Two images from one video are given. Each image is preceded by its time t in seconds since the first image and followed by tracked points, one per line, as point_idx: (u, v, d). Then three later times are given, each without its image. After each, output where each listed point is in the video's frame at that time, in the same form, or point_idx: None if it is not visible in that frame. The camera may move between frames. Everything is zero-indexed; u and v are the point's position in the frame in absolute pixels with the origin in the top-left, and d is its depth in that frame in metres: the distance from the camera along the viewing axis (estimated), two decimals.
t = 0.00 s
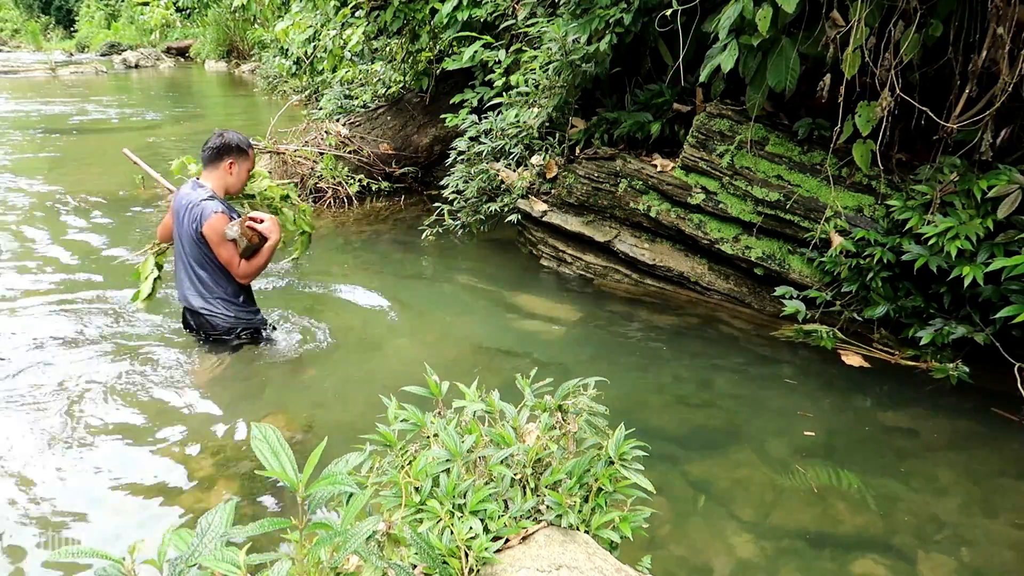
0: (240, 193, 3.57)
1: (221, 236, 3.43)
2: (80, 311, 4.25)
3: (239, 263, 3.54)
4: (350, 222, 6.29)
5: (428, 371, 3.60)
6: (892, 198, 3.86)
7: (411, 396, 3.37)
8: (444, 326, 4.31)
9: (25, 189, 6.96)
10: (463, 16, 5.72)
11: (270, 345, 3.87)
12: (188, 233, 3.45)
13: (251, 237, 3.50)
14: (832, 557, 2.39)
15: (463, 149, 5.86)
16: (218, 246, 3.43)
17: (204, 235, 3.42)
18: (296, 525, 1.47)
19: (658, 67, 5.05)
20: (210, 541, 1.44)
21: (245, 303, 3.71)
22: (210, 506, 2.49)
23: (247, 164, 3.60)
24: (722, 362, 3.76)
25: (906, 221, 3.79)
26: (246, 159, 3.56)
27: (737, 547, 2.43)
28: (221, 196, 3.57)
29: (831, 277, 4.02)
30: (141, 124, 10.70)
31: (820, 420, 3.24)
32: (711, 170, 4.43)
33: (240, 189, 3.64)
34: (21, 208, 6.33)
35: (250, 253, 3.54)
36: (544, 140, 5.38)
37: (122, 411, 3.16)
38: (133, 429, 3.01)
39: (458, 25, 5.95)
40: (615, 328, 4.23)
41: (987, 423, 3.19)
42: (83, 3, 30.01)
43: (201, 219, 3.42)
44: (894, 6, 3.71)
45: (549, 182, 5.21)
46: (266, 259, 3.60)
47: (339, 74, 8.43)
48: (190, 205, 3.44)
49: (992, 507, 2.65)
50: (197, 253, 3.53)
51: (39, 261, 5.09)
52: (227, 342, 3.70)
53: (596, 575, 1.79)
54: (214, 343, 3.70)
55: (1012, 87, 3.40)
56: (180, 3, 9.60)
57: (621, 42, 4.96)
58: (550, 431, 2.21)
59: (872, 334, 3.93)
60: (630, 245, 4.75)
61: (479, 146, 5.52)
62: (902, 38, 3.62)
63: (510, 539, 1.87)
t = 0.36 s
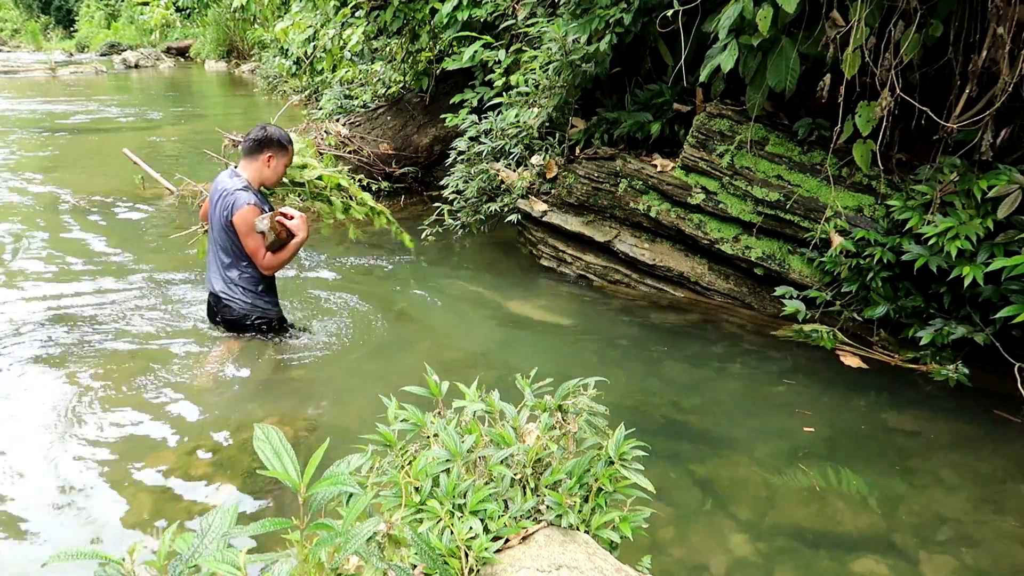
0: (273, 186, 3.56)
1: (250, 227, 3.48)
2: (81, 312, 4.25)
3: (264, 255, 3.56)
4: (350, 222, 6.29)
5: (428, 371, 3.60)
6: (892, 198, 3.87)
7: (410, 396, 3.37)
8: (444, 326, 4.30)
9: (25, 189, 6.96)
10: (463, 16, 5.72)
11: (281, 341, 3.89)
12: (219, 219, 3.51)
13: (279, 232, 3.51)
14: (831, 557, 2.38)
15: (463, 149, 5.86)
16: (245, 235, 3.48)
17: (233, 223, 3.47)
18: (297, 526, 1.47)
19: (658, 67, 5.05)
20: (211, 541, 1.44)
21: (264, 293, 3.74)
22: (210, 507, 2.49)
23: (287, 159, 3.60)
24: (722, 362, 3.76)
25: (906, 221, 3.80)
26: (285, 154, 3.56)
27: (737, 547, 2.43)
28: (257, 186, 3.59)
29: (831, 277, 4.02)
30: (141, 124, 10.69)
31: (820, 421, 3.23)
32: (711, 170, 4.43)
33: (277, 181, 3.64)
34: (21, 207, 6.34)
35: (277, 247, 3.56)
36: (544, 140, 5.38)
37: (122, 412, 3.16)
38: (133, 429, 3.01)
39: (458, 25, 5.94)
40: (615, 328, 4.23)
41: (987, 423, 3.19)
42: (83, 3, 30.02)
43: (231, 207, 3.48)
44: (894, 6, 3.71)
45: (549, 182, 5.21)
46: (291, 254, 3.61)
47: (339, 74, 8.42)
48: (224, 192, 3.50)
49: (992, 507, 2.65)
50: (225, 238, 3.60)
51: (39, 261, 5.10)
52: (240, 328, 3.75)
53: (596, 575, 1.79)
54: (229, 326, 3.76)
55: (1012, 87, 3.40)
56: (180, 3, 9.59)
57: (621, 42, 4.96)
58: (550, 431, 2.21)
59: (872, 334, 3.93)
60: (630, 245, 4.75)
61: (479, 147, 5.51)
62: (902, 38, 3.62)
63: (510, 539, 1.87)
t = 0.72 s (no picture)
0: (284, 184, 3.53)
1: (259, 223, 3.46)
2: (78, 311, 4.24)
3: (272, 252, 3.55)
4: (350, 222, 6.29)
5: (428, 371, 3.60)
6: (892, 198, 3.87)
7: (411, 397, 3.37)
8: (445, 326, 4.30)
9: (25, 189, 6.96)
10: (463, 16, 5.72)
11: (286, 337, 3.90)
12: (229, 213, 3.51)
13: (287, 229, 3.53)
14: (831, 557, 2.39)
15: (463, 149, 5.85)
16: (253, 231, 3.47)
17: (241, 219, 3.46)
18: (296, 526, 1.47)
19: (658, 67, 5.05)
20: (210, 541, 1.44)
21: (270, 289, 3.74)
22: (210, 507, 2.49)
23: (299, 156, 3.56)
24: (721, 362, 3.77)
25: (906, 221, 3.80)
26: (298, 152, 3.52)
27: (737, 547, 2.43)
28: (269, 182, 3.56)
29: (831, 277, 4.02)
30: (141, 124, 10.69)
31: (820, 421, 3.24)
32: (711, 170, 4.44)
33: (289, 178, 3.62)
34: (21, 207, 6.34)
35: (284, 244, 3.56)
36: (544, 140, 5.38)
37: (122, 412, 3.15)
38: (134, 429, 3.01)
39: (458, 25, 5.94)
40: (615, 328, 4.23)
41: (986, 423, 3.19)
42: (83, 3, 30.04)
43: (241, 203, 3.47)
44: (894, 6, 3.70)
45: (549, 182, 5.21)
46: (299, 252, 3.60)
47: (338, 74, 8.42)
48: (234, 187, 3.49)
49: (992, 507, 2.65)
50: (234, 232, 3.61)
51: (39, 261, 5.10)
52: (245, 321, 3.80)
53: (596, 575, 1.79)
54: (234, 317, 3.81)
55: (1011, 87, 3.40)
56: (181, 4, 9.60)
57: (621, 42, 4.96)
58: (550, 431, 2.21)
59: (871, 334, 3.93)
60: (630, 245, 4.75)
61: (479, 147, 5.52)
62: (902, 38, 3.62)
63: (510, 539, 1.87)
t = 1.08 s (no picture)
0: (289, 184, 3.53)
1: (262, 223, 3.46)
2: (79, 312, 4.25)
3: (275, 251, 3.53)
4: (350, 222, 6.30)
5: (427, 371, 3.59)
6: (892, 198, 3.87)
7: (411, 397, 3.37)
8: (445, 326, 4.30)
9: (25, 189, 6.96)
10: (463, 16, 5.72)
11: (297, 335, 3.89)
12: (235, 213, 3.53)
13: (289, 229, 3.45)
14: (831, 557, 2.39)
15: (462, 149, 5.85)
16: (256, 231, 3.48)
17: (245, 218, 3.47)
18: (296, 526, 1.47)
19: (658, 67, 5.05)
20: (211, 541, 1.43)
21: (278, 288, 3.75)
22: (210, 507, 2.49)
23: (305, 156, 3.54)
24: (721, 362, 3.77)
25: (906, 221, 3.80)
26: (303, 153, 3.51)
27: (737, 547, 2.43)
28: (275, 182, 3.57)
29: (831, 277, 4.02)
30: (141, 124, 10.69)
31: (820, 421, 3.23)
32: (711, 170, 4.43)
33: (296, 178, 3.61)
34: (21, 208, 6.34)
35: (288, 243, 3.53)
36: (544, 140, 5.38)
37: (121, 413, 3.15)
38: (133, 430, 3.01)
39: (458, 25, 5.94)
40: (615, 328, 4.23)
41: (986, 423, 3.19)
42: (84, 3, 30.05)
43: (245, 203, 3.49)
44: (894, 6, 3.70)
45: (549, 182, 5.22)
46: (303, 251, 3.56)
47: (338, 74, 8.42)
48: (240, 187, 3.51)
49: (992, 507, 2.65)
50: (242, 231, 3.64)
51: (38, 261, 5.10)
52: (257, 319, 3.83)
53: (596, 575, 1.79)
54: (246, 316, 3.84)
55: (1011, 87, 3.39)
56: (181, 4, 9.60)
57: (621, 42, 4.96)
58: (550, 431, 2.21)
59: (872, 334, 3.93)
60: (630, 245, 4.75)
61: (479, 147, 5.52)
62: (902, 38, 3.62)
63: (510, 539, 1.87)
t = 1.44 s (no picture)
0: (298, 189, 3.53)
1: (271, 227, 3.48)
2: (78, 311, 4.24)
3: (283, 255, 3.56)
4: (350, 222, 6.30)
5: (427, 371, 3.59)
6: (892, 198, 3.87)
7: (411, 397, 3.37)
8: (445, 326, 4.30)
9: (25, 189, 6.97)
10: (463, 16, 5.72)
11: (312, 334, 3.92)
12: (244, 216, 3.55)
13: (297, 232, 3.47)
14: (832, 557, 2.38)
15: (462, 149, 5.86)
16: (265, 234, 3.49)
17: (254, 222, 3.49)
18: (296, 526, 1.47)
19: (658, 67, 5.06)
20: (211, 541, 1.43)
21: (290, 288, 3.78)
22: (210, 507, 2.48)
23: (316, 162, 3.56)
24: (721, 362, 3.77)
25: (906, 221, 3.80)
26: (313, 159, 3.51)
27: (737, 547, 2.43)
28: (284, 187, 3.58)
29: (831, 277, 4.02)
30: (141, 124, 10.69)
31: (819, 420, 3.24)
32: (711, 170, 4.43)
33: (306, 183, 3.62)
34: (21, 208, 6.34)
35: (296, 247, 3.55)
36: (544, 140, 5.37)
37: (122, 413, 3.15)
38: (135, 429, 3.02)
39: (458, 25, 5.94)
40: (615, 328, 4.23)
41: (986, 423, 3.19)
42: (83, 3, 30.05)
43: (254, 206, 3.50)
44: (894, 6, 3.70)
45: (549, 182, 5.21)
46: (310, 254, 3.58)
47: (338, 74, 8.42)
48: (250, 191, 3.52)
49: (992, 507, 2.65)
50: (252, 234, 3.65)
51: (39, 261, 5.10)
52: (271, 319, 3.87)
53: (596, 575, 1.79)
54: (260, 315, 3.89)
55: (1012, 87, 3.39)
56: (181, 4, 9.61)
57: (621, 42, 4.96)
58: (550, 431, 2.21)
59: (872, 334, 3.93)
60: (630, 245, 4.75)
61: (479, 147, 5.53)
62: (902, 38, 3.62)
63: (510, 539, 1.87)
